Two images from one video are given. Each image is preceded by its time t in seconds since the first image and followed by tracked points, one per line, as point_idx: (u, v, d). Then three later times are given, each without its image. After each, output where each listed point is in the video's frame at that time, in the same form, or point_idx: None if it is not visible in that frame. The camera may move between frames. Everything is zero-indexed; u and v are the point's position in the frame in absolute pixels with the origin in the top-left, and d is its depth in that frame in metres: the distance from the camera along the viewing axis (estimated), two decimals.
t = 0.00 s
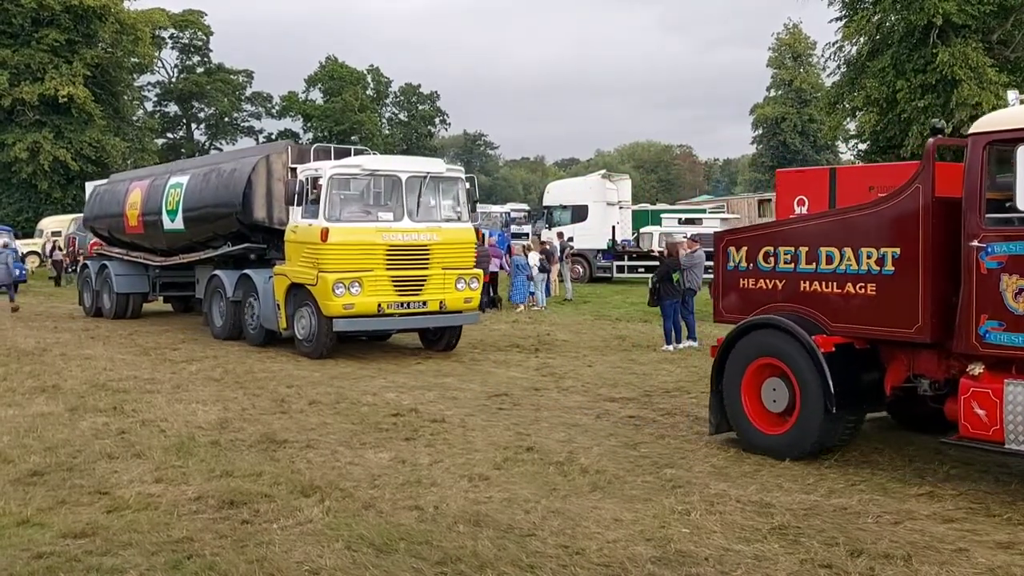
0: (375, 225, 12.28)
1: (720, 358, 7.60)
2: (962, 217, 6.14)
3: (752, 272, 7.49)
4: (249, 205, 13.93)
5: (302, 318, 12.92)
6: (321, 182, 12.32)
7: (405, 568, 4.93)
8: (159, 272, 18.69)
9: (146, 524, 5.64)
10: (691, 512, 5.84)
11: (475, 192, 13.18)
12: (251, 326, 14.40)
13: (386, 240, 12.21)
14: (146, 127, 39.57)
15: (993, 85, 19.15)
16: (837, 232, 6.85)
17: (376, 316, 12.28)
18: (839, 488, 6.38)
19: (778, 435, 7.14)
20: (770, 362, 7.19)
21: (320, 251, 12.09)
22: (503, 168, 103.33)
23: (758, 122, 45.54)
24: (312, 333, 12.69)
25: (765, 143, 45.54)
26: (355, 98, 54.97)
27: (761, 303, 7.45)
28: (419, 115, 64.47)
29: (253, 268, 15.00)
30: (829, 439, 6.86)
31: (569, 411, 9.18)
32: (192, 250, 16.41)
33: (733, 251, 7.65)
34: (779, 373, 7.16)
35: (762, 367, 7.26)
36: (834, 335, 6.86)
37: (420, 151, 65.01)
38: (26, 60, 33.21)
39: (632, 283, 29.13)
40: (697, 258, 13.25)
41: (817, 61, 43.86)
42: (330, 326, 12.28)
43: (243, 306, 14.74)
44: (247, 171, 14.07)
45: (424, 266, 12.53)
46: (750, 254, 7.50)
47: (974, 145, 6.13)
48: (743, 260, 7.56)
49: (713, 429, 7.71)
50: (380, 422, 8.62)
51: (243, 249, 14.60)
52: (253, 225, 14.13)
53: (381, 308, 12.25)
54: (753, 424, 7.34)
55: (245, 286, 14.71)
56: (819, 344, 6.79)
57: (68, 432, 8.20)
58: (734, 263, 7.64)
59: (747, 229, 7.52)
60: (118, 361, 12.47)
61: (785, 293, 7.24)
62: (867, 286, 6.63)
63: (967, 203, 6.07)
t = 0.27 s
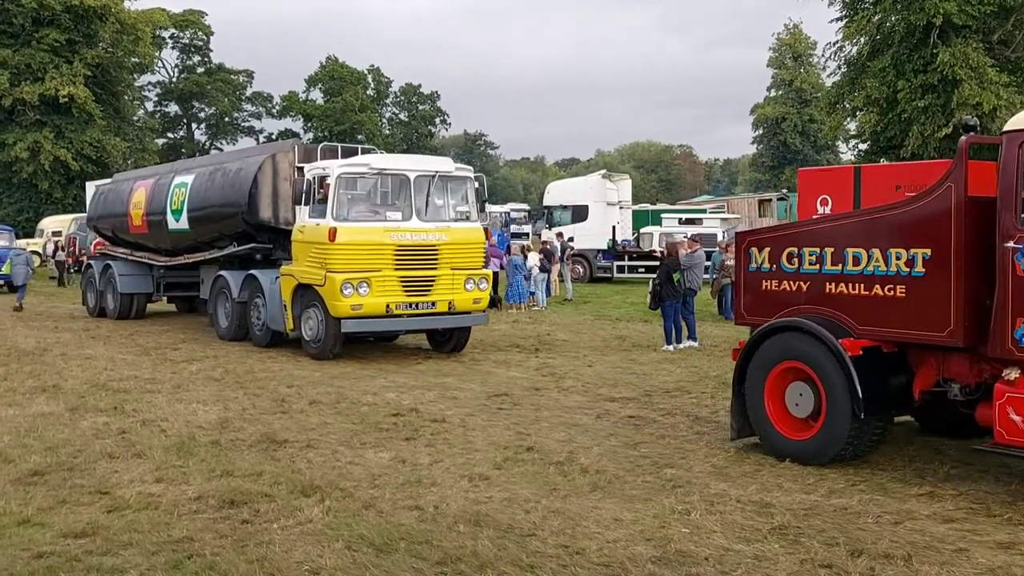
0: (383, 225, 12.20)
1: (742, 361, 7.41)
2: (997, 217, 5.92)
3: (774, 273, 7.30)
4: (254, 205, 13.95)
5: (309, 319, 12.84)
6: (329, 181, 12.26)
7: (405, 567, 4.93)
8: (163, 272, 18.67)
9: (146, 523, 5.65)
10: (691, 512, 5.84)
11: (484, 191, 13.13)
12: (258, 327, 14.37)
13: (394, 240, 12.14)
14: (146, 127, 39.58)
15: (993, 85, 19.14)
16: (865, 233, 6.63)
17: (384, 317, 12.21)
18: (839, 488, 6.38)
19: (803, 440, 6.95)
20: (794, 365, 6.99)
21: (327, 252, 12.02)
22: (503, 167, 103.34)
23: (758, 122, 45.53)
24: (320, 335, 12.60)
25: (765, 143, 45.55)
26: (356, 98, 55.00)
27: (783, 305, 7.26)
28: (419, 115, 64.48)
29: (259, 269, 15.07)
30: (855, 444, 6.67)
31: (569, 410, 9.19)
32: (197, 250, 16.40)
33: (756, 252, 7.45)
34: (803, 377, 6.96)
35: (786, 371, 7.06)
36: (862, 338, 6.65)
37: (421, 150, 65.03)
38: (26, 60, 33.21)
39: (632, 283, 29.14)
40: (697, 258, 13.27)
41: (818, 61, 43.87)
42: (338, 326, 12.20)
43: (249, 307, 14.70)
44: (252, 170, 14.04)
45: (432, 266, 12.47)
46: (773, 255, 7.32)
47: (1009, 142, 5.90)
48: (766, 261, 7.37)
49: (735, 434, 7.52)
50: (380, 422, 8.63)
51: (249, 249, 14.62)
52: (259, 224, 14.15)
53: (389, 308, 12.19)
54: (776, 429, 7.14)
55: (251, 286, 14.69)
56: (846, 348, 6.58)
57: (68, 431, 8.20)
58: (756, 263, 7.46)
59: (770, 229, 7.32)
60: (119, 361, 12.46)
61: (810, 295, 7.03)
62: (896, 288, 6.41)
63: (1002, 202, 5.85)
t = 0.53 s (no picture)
0: (392, 225, 12.20)
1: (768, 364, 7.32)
2: None
3: (801, 273, 7.20)
4: (262, 205, 13.90)
5: (317, 320, 12.81)
6: (337, 181, 12.24)
7: (406, 567, 4.93)
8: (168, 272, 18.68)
9: (147, 524, 5.64)
10: (693, 512, 5.84)
11: (493, 191, 13.13)
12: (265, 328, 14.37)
13: (403, 240, 12.14)
14: (146, 127, 39.56)
15: (994, 85, 19.13)
16: (895, 233, 6.51)
17: (393, 318, 12.16)
18: (840, 488, 6.38)
19: (829, 444, 6.84)
20: (821, 368, 6.88)
21: (336, 252, 11.99)
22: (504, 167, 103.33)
23: (759, 121, 45.52)
24: (327, 337, 12.56)
25: (765, 143, 45.53)
26: (356, 98, 55.02)
27: (810, 306, 7.16)
28: (419, 115, 64.47)
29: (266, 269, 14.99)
30: (885, 449, 6.53)
31: (570, 411, 9.19)
32: (202, 250, 16.39)
33: (783, 252, 7.37)
34: (830, 380, 6.86)
35: (812, 374, 6.96)
36: (892, 340, 6.53)
37: (421, 150, 65.03)
38: (27, 60, 33.22)
39: (632, 283, 29.13)
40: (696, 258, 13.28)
41: (818, 61, 43.87)
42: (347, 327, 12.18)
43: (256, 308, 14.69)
44: (259, 170, 14.02)
45: (441, 266, 12.46)
46: (799, 255, 7.23)
47: None
48: (793, 262, 7.27)
49: (759, 438, 7.41)
50: (381, 422, 8.62)
51: (256, 250, 14.59)
52: (265, 224, 14.11)
53: (398, 309, 12.14)
54: (802, 432, 7.03)
55: (257, 287, 14.68)
56: (875, 350, 6.48)
57: (69, 431, 8.19)
58: (783, 264, 7.37)
59: (798, 229, 7.23)
60: (119, 361, 12.46)
61: (838, 296, 6.92)
62: (928, 289, 6.28)
63: None
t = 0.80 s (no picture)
0: (401, 224, 12.18)
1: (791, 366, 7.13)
2: None
3: (826, 274, 7.07)
4: (268, 205, 13.88)
5: (326, 322, 12.83)
6: (346, 180, 12.23)
7: (407, 567, 4.93)
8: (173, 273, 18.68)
9: (148, 523, 5.64)
10: (693, 513, 5.84)
11: (502, 190, 13.15)
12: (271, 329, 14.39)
13: (412, 240, 12.11)
14: (147, 127, 39.55)
15: (995, 85, 19.12)
16: (927, 232, 6.37)
17: (402, 319, 12.13)
18: (840, 488, 6.38)
19: (857, 450, 6.66)
20: (848, 372, 6.70)
21: (345, 252, 11.97)
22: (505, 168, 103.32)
23: (760, 122, 45.51)
24: (335, 339, 12.54)
25: (766, 144, 45.52)
26: (357, 98, 55.02)
27: (834, 307, 7.03)
28: (420, 115, 64.47)
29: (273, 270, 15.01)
30: (914, 454, 6.34)
31: (571, 411, 9.18)
32: (207, 251, 16.40)
33: (808, 252, 7.23)
34: (858, 383, 6.67)
35: (839, 377, 6.78)
36: (923, 343, 6.37)
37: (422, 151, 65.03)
38: (28, 60, 33.22)
39: (633, 283, 29.13)
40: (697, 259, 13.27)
41: (819, 62, 43.86)
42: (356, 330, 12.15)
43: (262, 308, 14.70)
44: (266, 169, 13.99)
45: (451, 267, 12.43)
46: (825, 255, 7.09)
47: None
48: (818, 262, 7.14)
49: (781, 443, 7.24)
50: (381, 422, 8.62)
51: (262, 250, 14.59)
52: (272, 224, 14.09)
53: (407, 310, 12.11)
54: (828, 437, 6.86)
55: (264, 288, 14.69)
56: (906, 353, 6.30)
57: (69, 431, 8.19)
58: (807, 264, 7.24)
59: (824, 228, 7.10)
60: (120, 361, 12.46)
61: (866, 298, 6.78)
62: (961, 290, 6.14)
63: None
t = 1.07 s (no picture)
0: (411, 223, 12.16)
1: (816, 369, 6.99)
2: None
3: (853, 274, 6.93)
4: (275, 204, 13.87)
5: (334, 322, 12.84)
6: (355, 178, 12.21)
7: (408, 566, 4.94)
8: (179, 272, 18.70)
9: (149, 523, 5.63)
10: (694, 513, 5.84)
11: (512, 189, 13.15)
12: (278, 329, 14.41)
13: (421, 239, 12.09)
14: (149, 127, 39.57)
15: (996, 85, 19.10)
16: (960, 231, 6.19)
17: (411, 320, 12.14)
18: (841, 488, 6.38)
19: (886, 453, 6.50)
20: (876, 374, 6.55)
21: (354, 252, 11.98)
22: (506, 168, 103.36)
23: (761, 122, 45.52)
24: (344, 340, 12.55)
25: (767, 144, 45.52)
26: (358, 98, 55.06)
27: (862, 307, 6.88)
28: (421, 115, 64.50)
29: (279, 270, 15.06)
30: (945, 458, 6.18)
31: (573, 411, 9.18)
32: (213, 250, 16.42)
33: (836, 251, 7.09)
34: (886, 386, 6.52)
35: (867, 379, 6.63)
36: (955, 345, 6.18)
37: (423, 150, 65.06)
38: (30, 59, 33.24)
39: (634, 282, 29.12)
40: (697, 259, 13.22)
41: (820, 62, 43.85)
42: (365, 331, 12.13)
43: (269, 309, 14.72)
44: (272, 168, 13.97)
45: (461, 267, 12.43)
46: (852, 255, 6.96)
47: None
48: (845, 262, 6.99)
49: (806, 447, 7.09)
50: (383, 421, 8.62)
51: (268, 250, 14.62)
52: (278, 224, 14.09)
53: (417, 311, 12.10)
54: (855, 441, 6.71)
55: (270, 288, 14.71)
56: (937, 355, 6.14)
57: (71, 430, 8.19)
58: (834, 263, 7.10)
59: (853, 227, 6.94)
60: (121, 360, 12.47)
61: (896, 298, 6.61)
62: (995, 291, 5.95)
63: None
